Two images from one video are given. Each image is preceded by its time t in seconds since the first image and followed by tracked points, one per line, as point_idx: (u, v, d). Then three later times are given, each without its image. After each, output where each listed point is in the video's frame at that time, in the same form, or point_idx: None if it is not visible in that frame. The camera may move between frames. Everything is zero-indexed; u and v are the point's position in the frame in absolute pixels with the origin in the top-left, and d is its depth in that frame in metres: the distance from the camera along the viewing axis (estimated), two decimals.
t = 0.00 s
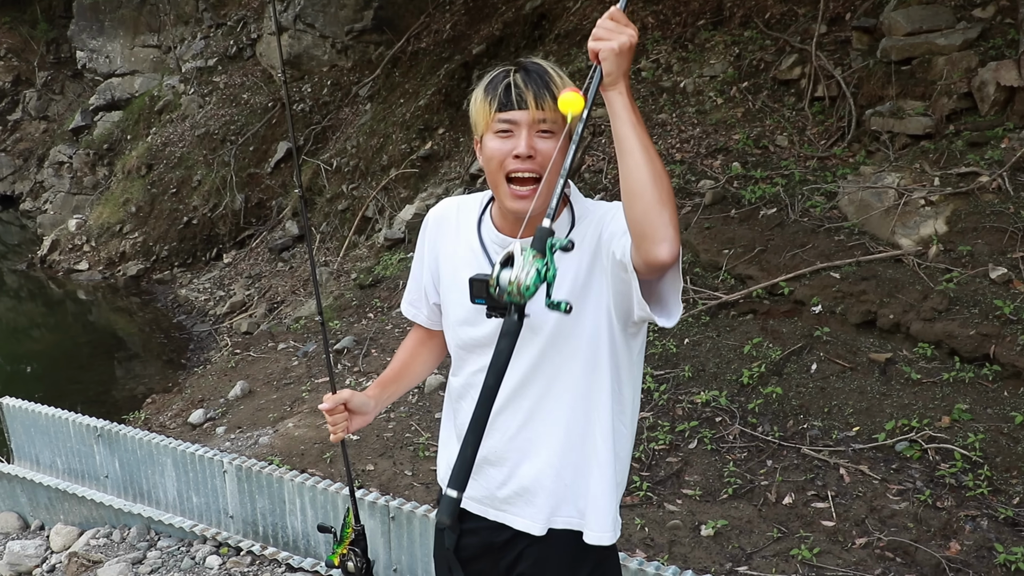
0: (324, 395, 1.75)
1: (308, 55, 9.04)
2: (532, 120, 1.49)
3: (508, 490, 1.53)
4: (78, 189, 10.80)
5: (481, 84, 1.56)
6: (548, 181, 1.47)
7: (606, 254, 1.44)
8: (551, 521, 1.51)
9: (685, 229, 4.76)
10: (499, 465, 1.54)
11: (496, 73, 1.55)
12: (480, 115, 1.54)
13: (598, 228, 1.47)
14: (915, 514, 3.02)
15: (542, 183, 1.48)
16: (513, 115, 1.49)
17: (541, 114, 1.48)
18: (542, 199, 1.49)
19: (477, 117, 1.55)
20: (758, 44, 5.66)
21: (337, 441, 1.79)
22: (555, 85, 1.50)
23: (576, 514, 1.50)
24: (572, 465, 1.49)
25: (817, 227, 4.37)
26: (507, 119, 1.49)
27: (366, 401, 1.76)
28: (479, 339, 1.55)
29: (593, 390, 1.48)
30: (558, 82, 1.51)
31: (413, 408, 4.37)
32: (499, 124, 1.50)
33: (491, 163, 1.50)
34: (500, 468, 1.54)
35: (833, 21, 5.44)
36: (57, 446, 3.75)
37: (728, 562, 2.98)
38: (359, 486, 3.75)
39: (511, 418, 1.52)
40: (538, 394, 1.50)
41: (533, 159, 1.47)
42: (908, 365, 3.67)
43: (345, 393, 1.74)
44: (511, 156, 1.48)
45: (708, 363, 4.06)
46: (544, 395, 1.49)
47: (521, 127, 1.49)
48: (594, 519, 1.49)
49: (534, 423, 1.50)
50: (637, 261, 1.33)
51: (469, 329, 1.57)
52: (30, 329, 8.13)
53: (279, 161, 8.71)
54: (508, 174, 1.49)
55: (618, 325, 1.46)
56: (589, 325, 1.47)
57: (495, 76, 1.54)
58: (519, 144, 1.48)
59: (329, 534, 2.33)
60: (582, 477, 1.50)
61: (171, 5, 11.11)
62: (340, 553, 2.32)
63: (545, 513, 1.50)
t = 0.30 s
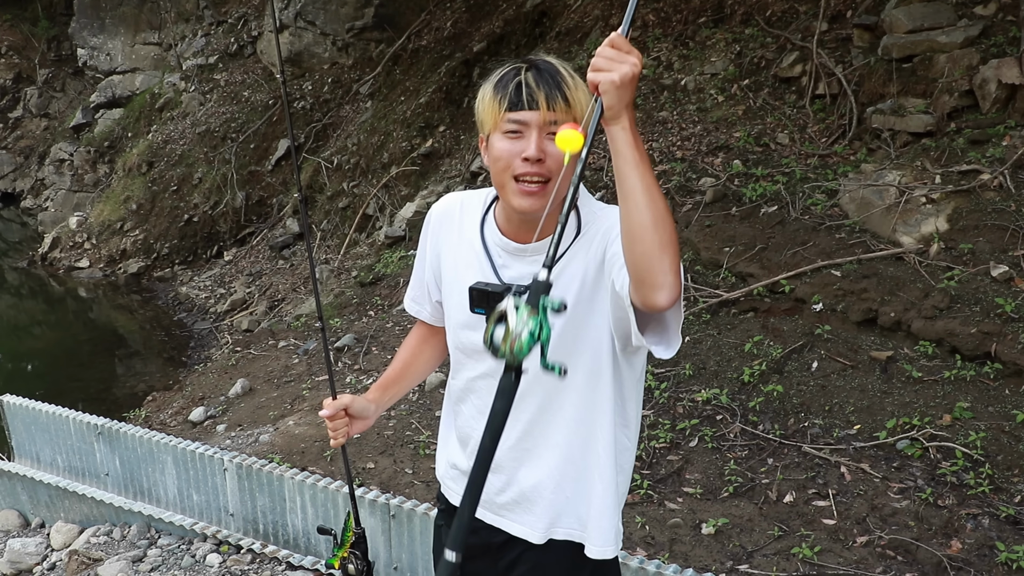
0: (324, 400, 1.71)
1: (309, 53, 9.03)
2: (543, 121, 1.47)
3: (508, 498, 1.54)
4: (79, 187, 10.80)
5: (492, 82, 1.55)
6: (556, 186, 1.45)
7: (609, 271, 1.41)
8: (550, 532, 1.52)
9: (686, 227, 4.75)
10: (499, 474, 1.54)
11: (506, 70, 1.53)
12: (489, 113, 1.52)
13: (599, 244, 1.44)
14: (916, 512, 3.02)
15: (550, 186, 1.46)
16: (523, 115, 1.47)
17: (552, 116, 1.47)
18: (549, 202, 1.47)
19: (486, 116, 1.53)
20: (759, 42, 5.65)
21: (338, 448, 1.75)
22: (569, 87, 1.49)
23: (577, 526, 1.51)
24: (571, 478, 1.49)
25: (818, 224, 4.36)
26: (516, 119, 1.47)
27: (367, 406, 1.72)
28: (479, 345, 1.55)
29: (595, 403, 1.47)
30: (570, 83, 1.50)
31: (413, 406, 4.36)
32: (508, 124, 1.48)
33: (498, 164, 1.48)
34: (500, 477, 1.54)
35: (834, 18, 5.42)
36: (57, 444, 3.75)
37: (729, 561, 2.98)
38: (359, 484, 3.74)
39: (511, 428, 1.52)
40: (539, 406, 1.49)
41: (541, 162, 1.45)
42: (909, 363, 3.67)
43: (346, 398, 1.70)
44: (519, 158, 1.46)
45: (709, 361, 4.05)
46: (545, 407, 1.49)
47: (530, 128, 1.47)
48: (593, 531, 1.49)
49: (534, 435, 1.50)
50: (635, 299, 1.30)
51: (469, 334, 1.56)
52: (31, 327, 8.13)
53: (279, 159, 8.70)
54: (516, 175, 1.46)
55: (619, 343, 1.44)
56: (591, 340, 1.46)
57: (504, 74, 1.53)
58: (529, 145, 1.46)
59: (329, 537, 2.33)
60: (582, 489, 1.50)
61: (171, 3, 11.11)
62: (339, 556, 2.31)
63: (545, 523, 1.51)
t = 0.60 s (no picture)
0: (330, 409, 1.71)
1: (309, 51, 9.03)
2: (569, 103, 1.47)
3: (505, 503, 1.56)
4: (79, 184, 10.79)
5: (524, 63, 1.56)
6: (568, 166, 1.46)
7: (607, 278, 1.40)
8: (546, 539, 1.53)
9: (686, 225, 4.75)
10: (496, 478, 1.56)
11: (541, 57, 1.55)
12: (516, 91, 1.53)
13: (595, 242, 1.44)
14: (916, 510, 3.02)
15: (562, 164, 1.45)
16: (551, 94, 1.47)
17: (580, 100, 1.47)
18: (560, 183, 1.46)
19: (513, 92, 1.54)
20: (759, 40, 5.64)
21: (343, 456, 1.75)
22: (599, 80, 1.51)
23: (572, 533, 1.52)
24: (568, 488, 1.50)
25: (818, 222, 4.36)
26: (541, 97, 1.48)
27: (372, 413, 1.73)
28: (476, 346, 1.55)
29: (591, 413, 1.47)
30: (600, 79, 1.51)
31: (413, 404, 4.36)
32: (533, 100, 1.49)
33: (516, 135, 1.48)
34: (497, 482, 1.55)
35: (835, 16, 5.42)
36: (57, 442, 3.75)
37: (729, 558, 2.98)
38: (359, 482, 3.75)
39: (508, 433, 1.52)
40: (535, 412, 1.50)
41: (558, 138, 1.44)
42: (908, 362, 3.67)
43: (352, 407, 1.71)
44: (536, 132, 1.45)
45: (709, 359, 4.06)
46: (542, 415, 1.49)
47: (555, 108, 1.47)
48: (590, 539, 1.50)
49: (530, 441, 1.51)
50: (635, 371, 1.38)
51: (467, 325, 1.56)
52: (31, 324, 8.13)
53: (279, 156, 8.69)
54: (530, 147, 1.45)
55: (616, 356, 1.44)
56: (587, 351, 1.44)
57: (538, 60, 1.54)
58: (548, 121, 1.46)
59: (333, 546, 2.25)
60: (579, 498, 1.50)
61: None
62: (345, 565, 2.24)
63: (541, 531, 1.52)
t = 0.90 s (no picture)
0: (347, 417, 1.71)
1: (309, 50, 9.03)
2: (579, 107, 1.51)
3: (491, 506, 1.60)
4: (78, 183, 10.78)
5: (535, 67, 1.60)
6: (579, 167, 1.50)
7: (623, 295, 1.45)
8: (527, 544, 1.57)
9: (685, 225, 4.76)
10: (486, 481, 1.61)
11: (551, 60, 1.59)
12: (527, 93, 1.57)
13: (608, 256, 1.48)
14: (915, 510, 3.03)
15: (573, 166, 1.49)
16: (563, 98, 1.52)
17: (591, 103, 1.52)
18: (571, 182, 1.50)
19: (524, 94, 1.58)
20: (759, 41, 5.65)
21: (362, 464, 1.75)
22: (608, 84, 1.54)
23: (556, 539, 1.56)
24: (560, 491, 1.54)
25: (817, 223, 4.37)
26: (553, 100, 1.53)
27: (388, 420, 1.74)
28: (476, 348, 1.57)
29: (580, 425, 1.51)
30: (610, 82, 1.54)
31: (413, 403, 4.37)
32: (545, 102, 1.53)
33: (529, 136, 1.52)
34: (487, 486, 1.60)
35: (834, 17, 5.43)
36: (57, 441, 3.75)
37: (728, 558, 2.99)
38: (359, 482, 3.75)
39: (499, 441, 1.56)
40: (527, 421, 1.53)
41: (570, 139, 1.49)
42: (908, 362, 3.67)
43: (371, 414, 1.71)
44: (547, 133, 1.50)
45: (709, 359, 4.06)
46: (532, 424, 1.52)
47: (566, 111, 1.52)
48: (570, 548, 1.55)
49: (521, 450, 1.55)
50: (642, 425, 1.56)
51: (471, 322, 1.57)
52: (30, 323, 8.13)
53: (279, 156, 8.69)
54: (542, 147, 1.49)
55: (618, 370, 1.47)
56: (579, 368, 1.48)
57: (550, 62, 1.58)
58: (560, 123, 1.50)
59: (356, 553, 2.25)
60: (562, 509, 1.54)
61: None
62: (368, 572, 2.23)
63: (522, 535, 1.56)
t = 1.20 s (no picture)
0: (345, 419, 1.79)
1: (308, 52, 9.04)
2: (572, 115, 1.51)
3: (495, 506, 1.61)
4: (77, 185, 10.79)
5: (527, 71, 1.59)
6: (575, 174, 1.50)
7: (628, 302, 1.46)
8: (534, 542, 1.59)
9: (684, 227, 4.77)
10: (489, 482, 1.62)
11: (543, 65, 1.58)
12: (519, 101, 1.57)
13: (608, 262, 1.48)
14: (914, 511, 3.03)
15: (569, 175, 1.50)
16: (555, 106, 1.52)
17: (583, 109, 1.51)
18: (567, 192, 1.50)
19: (516, 102, 1.58)
20: (757, 42, 5.66)
21: (362, 466, 1.81)
22: (601, 85, 1.53)
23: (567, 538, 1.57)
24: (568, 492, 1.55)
25: (816, 224, 4.38)
26: (545, 108, 1.52)
27: (389, 423, 1.79)
28: (476, 352, 1.58)
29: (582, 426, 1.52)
30: (604, 85, 1.53)
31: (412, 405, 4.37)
32: (536, 111, 1.53)
33: (522, 146, 1.52)
34: (490, 486, 1.61)
35: (832, 19, 5.44)
36: (56, 443, 3.75)
37: (728, 559, 2.99)
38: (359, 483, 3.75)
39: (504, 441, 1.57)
40: (528, 423, 1.55)
41: (564, 149, 1.49)
42: (906, 363, 3.68)
43: (368, 417, 1.77)
44: (542, 144, 1.50)
45: (708, 360, 4.07)
46: (535, 426, 1.54)
47: (559, 119, 1.51)
48: (576, 545, 1.56)
49: (524, 452, 1.56)
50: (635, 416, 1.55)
51: (471, 327, 1.58)
52: (29, 325, 8.13)
53: (278, 158, 8.69)
54: (537, 158, 1.50)
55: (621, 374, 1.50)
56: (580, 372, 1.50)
57: (541, 68, 1.57)
58: (553, 133, 1.51)
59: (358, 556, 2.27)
60: (565, 508, 1.55)
61: (171, 1, 11.08)
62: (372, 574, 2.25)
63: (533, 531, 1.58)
